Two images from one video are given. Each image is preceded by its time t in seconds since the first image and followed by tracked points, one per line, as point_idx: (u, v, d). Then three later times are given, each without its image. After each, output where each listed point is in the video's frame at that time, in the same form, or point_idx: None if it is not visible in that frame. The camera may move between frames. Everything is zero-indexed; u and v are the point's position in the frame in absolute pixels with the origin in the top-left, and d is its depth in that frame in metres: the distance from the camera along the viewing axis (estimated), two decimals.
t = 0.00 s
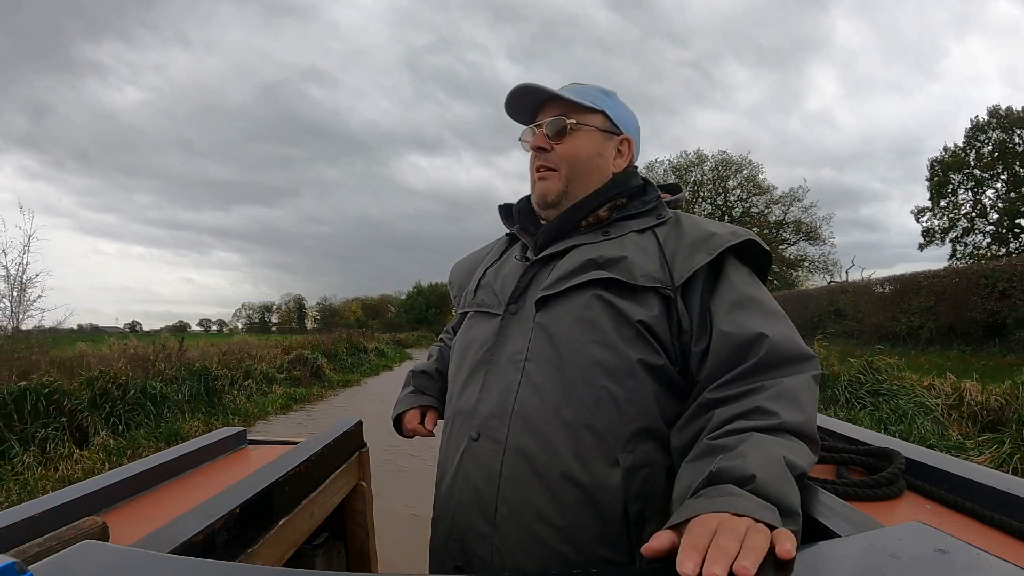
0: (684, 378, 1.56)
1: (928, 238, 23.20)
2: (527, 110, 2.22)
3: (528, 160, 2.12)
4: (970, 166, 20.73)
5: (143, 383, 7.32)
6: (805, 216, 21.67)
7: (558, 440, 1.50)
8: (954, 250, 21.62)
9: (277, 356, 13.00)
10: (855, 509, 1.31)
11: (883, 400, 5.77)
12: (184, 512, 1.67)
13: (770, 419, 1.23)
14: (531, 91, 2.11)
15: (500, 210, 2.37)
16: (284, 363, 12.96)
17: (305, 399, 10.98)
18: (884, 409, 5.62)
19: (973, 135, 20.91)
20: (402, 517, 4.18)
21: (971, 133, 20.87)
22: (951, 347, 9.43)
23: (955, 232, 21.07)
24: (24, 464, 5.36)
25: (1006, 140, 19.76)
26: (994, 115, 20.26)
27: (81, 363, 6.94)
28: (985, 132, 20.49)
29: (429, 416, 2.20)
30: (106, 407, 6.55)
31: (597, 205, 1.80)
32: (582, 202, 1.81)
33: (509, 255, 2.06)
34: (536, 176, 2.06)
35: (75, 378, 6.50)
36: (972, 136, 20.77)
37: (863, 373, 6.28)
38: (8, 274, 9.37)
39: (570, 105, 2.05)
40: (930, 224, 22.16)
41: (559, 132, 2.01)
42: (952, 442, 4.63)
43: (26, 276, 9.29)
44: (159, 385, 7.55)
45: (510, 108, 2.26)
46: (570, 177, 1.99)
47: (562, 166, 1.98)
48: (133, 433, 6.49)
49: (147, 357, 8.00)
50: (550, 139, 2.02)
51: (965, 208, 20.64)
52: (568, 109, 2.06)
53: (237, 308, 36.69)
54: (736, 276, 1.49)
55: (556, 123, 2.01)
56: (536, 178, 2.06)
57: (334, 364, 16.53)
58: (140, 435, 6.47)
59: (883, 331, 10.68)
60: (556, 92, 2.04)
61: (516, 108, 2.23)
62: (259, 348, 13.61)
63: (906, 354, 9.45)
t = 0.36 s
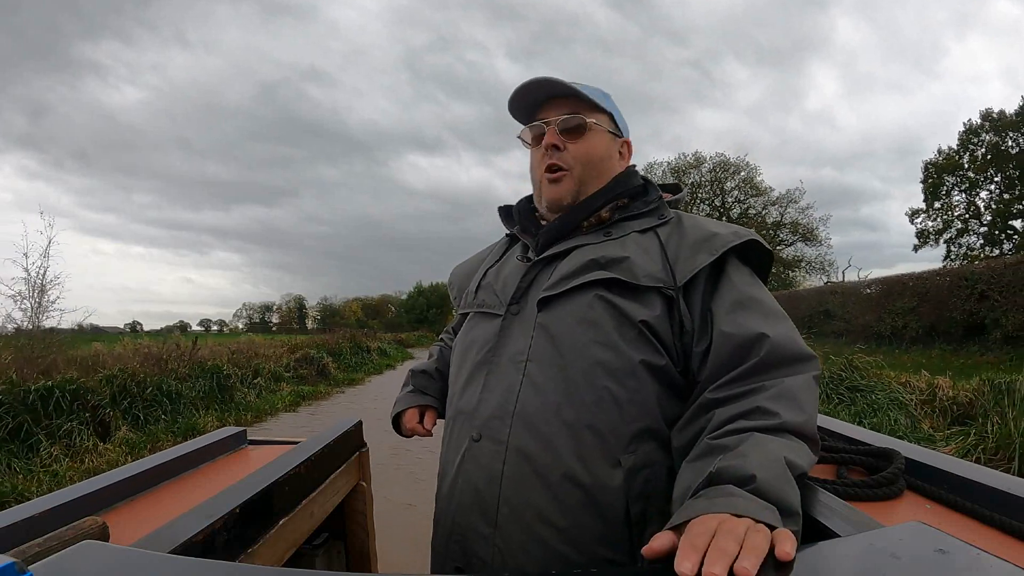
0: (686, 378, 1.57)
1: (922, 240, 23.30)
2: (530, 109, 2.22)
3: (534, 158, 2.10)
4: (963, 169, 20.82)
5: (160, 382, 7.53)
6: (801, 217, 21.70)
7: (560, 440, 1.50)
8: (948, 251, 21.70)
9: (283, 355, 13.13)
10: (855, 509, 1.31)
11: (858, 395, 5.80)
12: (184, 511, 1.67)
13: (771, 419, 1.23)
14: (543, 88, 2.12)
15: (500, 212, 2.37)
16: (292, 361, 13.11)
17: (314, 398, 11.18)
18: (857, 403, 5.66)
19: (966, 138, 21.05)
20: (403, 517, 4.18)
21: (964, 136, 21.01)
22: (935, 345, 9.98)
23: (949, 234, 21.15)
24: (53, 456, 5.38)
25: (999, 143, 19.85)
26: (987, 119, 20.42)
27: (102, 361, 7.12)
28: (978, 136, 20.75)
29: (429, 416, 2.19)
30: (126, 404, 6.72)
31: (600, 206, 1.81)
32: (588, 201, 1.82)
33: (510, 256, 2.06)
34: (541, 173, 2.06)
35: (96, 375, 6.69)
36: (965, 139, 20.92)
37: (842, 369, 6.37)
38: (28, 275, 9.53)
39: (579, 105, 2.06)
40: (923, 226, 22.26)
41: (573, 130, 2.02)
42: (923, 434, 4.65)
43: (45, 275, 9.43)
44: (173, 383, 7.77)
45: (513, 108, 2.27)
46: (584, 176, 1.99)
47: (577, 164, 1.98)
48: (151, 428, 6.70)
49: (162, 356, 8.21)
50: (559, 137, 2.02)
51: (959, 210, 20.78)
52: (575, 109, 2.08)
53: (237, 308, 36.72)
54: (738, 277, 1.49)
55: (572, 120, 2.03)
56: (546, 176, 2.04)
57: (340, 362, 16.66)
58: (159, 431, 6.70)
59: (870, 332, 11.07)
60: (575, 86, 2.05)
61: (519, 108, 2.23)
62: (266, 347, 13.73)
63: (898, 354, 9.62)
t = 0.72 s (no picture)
0: (686, 378, 1.57)
1: (917, 241, 23.38)
2: (522, 118, 2.22)
3: (535, 162, 2.08)
4: (957, 172, 20.84)
5: (176, 379, 7.98)
6: (798, 219, 21.78)
7: (561, 440, 1.50)
8: (943, 252, 21.74)
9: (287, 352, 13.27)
10: (855, 508, 1.31)
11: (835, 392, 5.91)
12: (183, 512, 1.67)
13: (771, 419, 1.23)
14: (538, 94, 2.13)
15: (500, 214, 2.37)
16: (299, 360, 13.35)
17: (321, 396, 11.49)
18: (835, 400, 5.77)
19: (958, 141, 21.00)
20: (402, 517, 4.19)
21: (957, 138, 21.07)
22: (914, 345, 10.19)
23: (943, 235, 21.18)
24: (82, 448, 5.87)
25: (990, 147, 19.69)
26: (979, 122, 20.47)
27: (122, 360, 7.59)
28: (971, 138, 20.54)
29: (435, 417, 2.19)
30: (145, 400, 7.18)
31: (602, 205, 1.81)
32: (591, 199, 1.82)
33: (510, 257, 2.06)
34: (543, 176, 2.04)
35: (118, 372, 7.15)
36: (957, 141, 20.97)
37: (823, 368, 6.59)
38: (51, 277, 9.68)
39: (573, 110, 2.10)
40: (917, 227, 22.31)
41: (574, 131, 2.03)
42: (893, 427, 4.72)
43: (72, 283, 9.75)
44: (188, 379, 8.23)
45: (505, 117, 2.27)
46: (590, 174, 1.99)
47: (581, 164, 1.98)
48: (170, 423, 7.19)
49: (178, 355, 8.63)
50: (561, 138, 2.02)
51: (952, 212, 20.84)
52: (569, 113, 2.11)
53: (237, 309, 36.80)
54: (739, 277, 1.49)
55: (572, 120, 2.04)
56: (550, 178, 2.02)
57: (342, 361, 16.74)
58: (176, 426, 7.20)
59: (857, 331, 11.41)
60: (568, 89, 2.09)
61: (512, 116, 2.23)
62: (270, 345, 13.87)
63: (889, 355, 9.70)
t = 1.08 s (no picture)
0: (687, 378, 1.57)
1: (911, 243, 23.51)
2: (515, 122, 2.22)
3: (531, 167, 2.08)
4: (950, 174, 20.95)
5: (191, 378, 8.26)
6: (795, 220, 21.88)
7: (561, 441, 1.50)
8: (938, 253, 21.84)
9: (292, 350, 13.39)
10: (855, 508, 1.31)
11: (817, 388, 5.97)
12: (183, 512, 1.67)
13: (772, 419, 1.23)
14: (530, 97, 2.13)
15: (500, 216, 2.37)
16: (305, 359, 13.53)
17: (330, 393, 11.92)
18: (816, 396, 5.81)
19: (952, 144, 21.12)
20: (402, 517, 4.19)
21: (952, 141, 21.19)
22: (898, 343, 10.68)
23: (937, 237, 21.27)
24: (105, 441, 6.11)
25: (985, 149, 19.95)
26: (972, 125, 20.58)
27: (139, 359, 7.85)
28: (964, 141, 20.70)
29: (434, 417, 2.19)
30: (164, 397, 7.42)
31: (601, 206, 1.81)
32: (589, 200, 1.82)
33: (511, 258, 2.06)
34: (542, 179, 2.04)
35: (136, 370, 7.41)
36: (952, 144, 21.09)
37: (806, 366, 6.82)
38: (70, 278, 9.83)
39: (566, 110, 2.10)
40: (911, 228, 22.43)
41: (568, 132, 2.03)
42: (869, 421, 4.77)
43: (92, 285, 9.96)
44: (202, 377, 8.50)
45: (500, 122, 2.27)
46: (588, 175, 1.99)
47: (578, 165, 1.98)
48: (187, 418, 7.48)
49: (192, 355, 8.92)
50: (556, 140, 2.02)
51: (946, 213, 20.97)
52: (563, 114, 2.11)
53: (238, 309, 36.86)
54: (740, 277, 1.49)
55: (565, 121, 2.03)
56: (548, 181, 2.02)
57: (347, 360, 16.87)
58: (194, 420, 7.44)
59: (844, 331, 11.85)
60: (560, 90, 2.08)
61: (506, 120, 2.23)
62: (277, 344, 14.03)
63: (877, 355, 9.94)
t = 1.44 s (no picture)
0: (687, 379, 1.57)
1: (905, 244, 23.65)
2: (519, 120, 2.22)
3: (535, 164, 2.07)
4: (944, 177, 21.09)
5: (203, 375, 8.57)
6: (791, 221, 22.00)
7: (562, 442, 1.50)
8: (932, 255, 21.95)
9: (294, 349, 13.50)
10: (856, 509, 1.31)
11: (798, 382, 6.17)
12: (182, 512, 1.67)
13: (771, 420, 1.23)
14: (536, 94, 2.13)
15: (500, 216, 2.37)
16: (311, 359, 13.71)
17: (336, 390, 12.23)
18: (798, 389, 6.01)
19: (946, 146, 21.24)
20: (402, 516, 4.21)
21: (946, 144, 21.34)
22: (882, 343, 10.96)
23: (930, 239, 21.37)
24: (129, 435, 6.37)
25: (978, 152, 20.05)
26: (965, 129, 20.70)
27: (154, 358, 8.15)
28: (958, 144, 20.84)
29: (440, 418, 2.19)
30: (180, 393, 7.74)
31: (603, 205, 1.81)
32: (591, 200, 1.82)
33: (511, 258, 2.06)
34: (546, 177, 2.04)
35: (151, 367, 7.71)
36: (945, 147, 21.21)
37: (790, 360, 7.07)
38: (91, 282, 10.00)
39: (573, 110, 2.10)
40: (904, 230, 22.58)
41: (574, 131, 2.04)
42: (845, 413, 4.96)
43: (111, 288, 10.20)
44: (214, 374, 8.81)
45: (504, 119, 2.26)
46: (592, 174, 2.00)
47: (583, 163, 1.99)
48: (202, 413, 7.80)
49: (201, 352, 9.23)
50: (562, 139, 2.03)
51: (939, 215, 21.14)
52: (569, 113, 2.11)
53: (238, 309, 36.96)
54: (739, 277, 1.49)
55: (572, 120, 2.04)
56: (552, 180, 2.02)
57: (351, 359, 16.99)
58: (209, 416, 7.77)
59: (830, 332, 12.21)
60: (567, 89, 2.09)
61: (511, 118, 2.23)
62: (281, 343, 14.13)
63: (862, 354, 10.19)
